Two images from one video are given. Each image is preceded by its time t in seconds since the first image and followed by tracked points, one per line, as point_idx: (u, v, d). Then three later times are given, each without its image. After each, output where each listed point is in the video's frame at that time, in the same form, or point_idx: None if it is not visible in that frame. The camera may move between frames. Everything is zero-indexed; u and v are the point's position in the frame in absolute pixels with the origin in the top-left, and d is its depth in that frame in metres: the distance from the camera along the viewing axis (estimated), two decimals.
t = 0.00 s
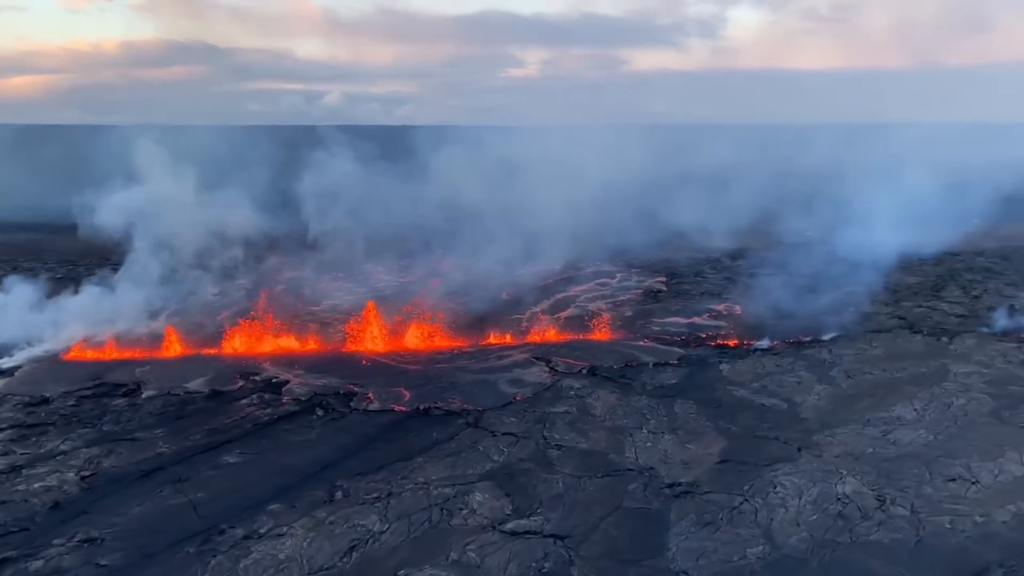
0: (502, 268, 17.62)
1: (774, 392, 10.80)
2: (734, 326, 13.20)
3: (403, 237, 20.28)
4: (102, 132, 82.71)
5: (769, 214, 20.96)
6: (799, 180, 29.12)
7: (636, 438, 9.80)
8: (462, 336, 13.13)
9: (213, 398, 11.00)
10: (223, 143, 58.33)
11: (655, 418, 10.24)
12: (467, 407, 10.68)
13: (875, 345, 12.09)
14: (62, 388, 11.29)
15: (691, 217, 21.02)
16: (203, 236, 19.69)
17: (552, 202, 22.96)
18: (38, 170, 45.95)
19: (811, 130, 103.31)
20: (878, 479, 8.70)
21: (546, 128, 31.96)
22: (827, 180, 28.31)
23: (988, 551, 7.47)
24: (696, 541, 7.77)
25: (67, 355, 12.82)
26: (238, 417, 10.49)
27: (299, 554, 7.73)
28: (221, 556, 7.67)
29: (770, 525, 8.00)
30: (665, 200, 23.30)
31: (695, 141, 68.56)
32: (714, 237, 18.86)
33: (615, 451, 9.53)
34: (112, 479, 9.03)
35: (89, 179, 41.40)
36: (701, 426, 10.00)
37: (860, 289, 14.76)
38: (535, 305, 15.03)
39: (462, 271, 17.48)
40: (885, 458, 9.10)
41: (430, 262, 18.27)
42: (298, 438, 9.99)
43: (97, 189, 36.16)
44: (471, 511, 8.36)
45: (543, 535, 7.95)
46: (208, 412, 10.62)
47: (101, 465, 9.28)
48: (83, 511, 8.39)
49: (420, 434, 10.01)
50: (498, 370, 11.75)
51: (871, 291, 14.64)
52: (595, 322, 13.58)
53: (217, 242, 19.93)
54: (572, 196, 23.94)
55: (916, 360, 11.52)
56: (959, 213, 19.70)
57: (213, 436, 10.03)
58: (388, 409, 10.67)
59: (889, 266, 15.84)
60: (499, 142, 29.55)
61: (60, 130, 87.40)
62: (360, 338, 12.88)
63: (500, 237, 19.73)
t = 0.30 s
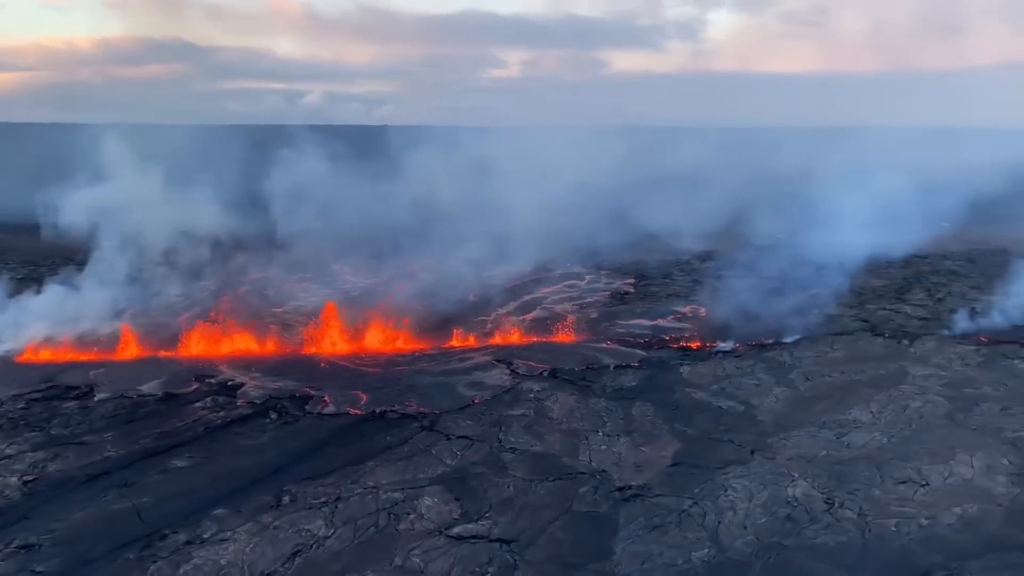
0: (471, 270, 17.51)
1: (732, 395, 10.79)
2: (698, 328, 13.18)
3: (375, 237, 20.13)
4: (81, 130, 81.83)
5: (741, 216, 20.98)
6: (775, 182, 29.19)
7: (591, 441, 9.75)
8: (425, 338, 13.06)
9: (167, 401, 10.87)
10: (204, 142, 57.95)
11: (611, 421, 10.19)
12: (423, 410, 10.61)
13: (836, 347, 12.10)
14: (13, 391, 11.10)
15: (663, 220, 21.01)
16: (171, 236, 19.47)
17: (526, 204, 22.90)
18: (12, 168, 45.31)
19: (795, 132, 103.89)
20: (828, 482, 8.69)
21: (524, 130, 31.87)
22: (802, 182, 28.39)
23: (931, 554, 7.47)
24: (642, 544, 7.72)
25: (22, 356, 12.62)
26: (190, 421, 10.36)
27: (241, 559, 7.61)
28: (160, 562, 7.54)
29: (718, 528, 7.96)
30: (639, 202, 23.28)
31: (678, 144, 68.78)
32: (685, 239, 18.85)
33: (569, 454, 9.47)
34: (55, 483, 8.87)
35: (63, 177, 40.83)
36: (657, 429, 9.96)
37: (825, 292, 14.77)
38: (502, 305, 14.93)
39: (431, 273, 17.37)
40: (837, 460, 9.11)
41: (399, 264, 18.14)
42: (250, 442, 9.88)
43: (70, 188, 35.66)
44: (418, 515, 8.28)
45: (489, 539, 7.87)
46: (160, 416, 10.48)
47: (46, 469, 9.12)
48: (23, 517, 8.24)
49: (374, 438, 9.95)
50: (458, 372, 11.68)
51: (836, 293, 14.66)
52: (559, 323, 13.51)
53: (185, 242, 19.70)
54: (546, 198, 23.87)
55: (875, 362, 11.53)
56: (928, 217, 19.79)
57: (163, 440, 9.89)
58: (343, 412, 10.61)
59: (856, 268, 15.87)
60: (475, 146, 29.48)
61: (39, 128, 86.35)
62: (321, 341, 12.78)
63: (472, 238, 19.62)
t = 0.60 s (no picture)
0: (432, 274, 17.41)
1: (681, 400, 10.78)
2: (652, 333, 13.17)
3: (338, 241, 19.96)
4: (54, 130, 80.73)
5: (706, 220, 21.04)
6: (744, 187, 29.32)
7: (536, 447, 9.69)
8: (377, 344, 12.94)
9: (108, 408, 10.65)
10: (179, 145, 57.47)
11: (558, 427, 10.14)
12: (369, 417, 10.50)
13: (787, 352, 12.14)
14: None
15: (628, 224, 21.03)
16: (130, 240, 19.18)
17: (493, 208, 22.83)
18: None
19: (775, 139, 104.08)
20: (768, 487, 8.69)
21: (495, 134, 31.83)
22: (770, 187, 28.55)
23: (864, 559, 7.48)
24: (577, 551, 7.66)
25: None
26: (130, 428, 10.16)
27: (167, 570, 7.45)
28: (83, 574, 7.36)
29: (654, 535, 7.92)
30: (605, 207, 23.29)
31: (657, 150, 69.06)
32: (648, 243, 18.87)
33: (512, 460, 9.40)
34: None
35: (29, 177, 40.13)
36: (602, 435, 9.92)
37: (782, 297, 14.83)
38: (459, 309, 14.83)
39: (391, 277, 17.23)
40: (778, 465, 9.12)
41: (360, 268, 17.99)
42: (189, 450, 9.70)
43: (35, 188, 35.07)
44: (353, 524, 8.17)
45: (423, 548, 7.78)
46: (99, 423, 10.27)
47: None
48: None
49: (316, 445, 9.82)
50: (408, 378, 11.58)
51: (792, 298, 14.72)
52: (514, 327, 13.43)
53: (144, 244, 19.41)
54: (513, 202, 23.82)
55: (824, 366, 11.57)
56: (889, 222, 19.94)
57: (100, 448, 9.68)
58: (287, 418, 10.47)
59: (813, 273, 15.95)
60: (445, 151, 29.40)
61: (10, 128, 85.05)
62: (271, 347, 12.65)
63: (435, 242, 19.51)
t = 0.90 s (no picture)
0: (392, 279, 17.29)
1: (630, 405, 10.75)
2: (607, 338, 13.16)
3: (300, 246, 19.78)
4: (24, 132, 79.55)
5: (670, 224, 21.10)
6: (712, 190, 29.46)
7: (480, 453, 9.62)
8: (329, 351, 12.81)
9: (47, 418, 10.42)
10: (151, 150, 56.79)
11: (504, 432, 10.07)
12: (313, 425, 10.39)
13: (738, 356, 12.16)
14: None
15: (592, 229, 21.05)
16: (87, 247, 18.89)
17: (459, 213, 22.74)
18: None
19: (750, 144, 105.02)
20: (709, 492, 8.66)
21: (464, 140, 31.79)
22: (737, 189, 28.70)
23: (799, 563, 7.46)
24: (512, 560, 7.58)
25: None
26: (68, 438, 9.94)
27: None
28: None
29: (591, 541, 7.86)
30: (571, 212, 23.30)
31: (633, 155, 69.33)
32: (610, 248, 18.88)
33: (455, 467, 9.32)
34: None
35: None
36: (548, 440, 9.87)
37: (738, 301, 14.88)
38: (417, 313, 14.72)
39: (351, 281, 17.09)
40: (721, 469, 9.11)
41: (320, 272, 17.82)
42: (127, 459, 9.51)
43: None
44: (287, 534, 8.03)
45: (356, 557, 7.66)
46: (36, 433, 10.04)
47: None
48: None
49: (258, 454, 9.69)
50: (357, 385, 11.47)
51: (748, 302, 14.77)
52: (469, 332, 13.34)
53: (101, 249, 19.08)
54: (479, 207, 23.77)
55: (774, 370, 11.60)
56: (850, 226, 20.09)
57: (34, 458, 9.46)
58: (230, 427, 10.34)
59: (771, 277, 16.02)
60: (414, 156, 29.28)
61: None
62: (220, 355, 12.55)
63: (398, 247, 19.39)
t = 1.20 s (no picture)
0: (351, 285, 17.11)
1: (580, 410, 10.66)
2: (561, 343, 13.09)
3: (260, 254, 19.55)
4: None
5: (634, 227, 21.11)
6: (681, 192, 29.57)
7: (424, 461, 9.49)
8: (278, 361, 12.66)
9: None
10: (120, 156, 56.15)
11: (450, 439, 9.95)
12: (256, 435, 10.20)
13: (691, 359, 12.11)
14: None
15: (557, 232, 21.01)
16: (40, 254, 18.50)
17: (423, 219, 22.64)
18: None
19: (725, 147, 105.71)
20: (651, 497, 8.59)
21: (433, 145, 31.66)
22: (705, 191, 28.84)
23: (736, 567, 7.40)
24: (446, 570, 7.44)
25: None
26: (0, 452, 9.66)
27: None
28: None
29: (528, 549, 7.75)
30: (537, 216, 23.25)
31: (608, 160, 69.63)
32: (572, 251, 18.84)
33: (396, 476, 9.18)
34: None
35: None
36: (494, 446, 9.75)
37: (696, 304, 14.89)
38: (372, 319, 14.56)
39: (308, 288, 16.88)
40: (665, 473, 9.05)
41: (279, 280, 17.60)
42: (60, 473, 9.26)
43: None
44: (219, 548, 7.84)
45: (287, 571, 7.49)
46: None
47: None
48: None
49: (197, 466, 9.49)
50: (304, 394, 11.31)
51: (705, 305, 14.78)
52: (423, 338, 13.19)
53: (55, 256, 18.69)
54: (445, 213, 23.67)
55: (725, 372, 11.58)
56: (811, 228, 20.24)
57: None
58: (171, 438, 10.12)
59: (730, 280, 16.06)
60: (382, 162, 29.14)
61: None
62: (168, 366, 12.36)
63: (359, 253, 19.21)
